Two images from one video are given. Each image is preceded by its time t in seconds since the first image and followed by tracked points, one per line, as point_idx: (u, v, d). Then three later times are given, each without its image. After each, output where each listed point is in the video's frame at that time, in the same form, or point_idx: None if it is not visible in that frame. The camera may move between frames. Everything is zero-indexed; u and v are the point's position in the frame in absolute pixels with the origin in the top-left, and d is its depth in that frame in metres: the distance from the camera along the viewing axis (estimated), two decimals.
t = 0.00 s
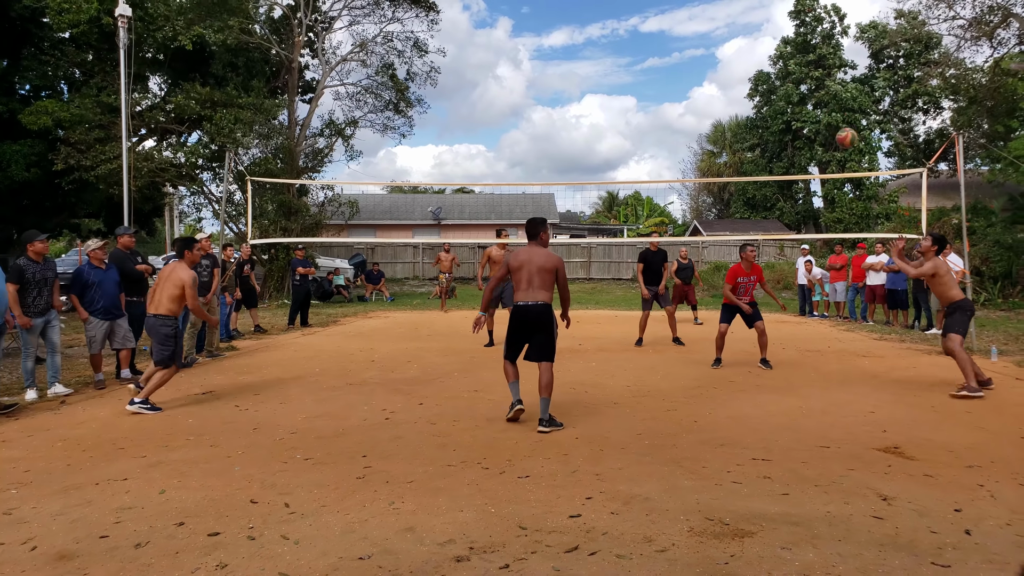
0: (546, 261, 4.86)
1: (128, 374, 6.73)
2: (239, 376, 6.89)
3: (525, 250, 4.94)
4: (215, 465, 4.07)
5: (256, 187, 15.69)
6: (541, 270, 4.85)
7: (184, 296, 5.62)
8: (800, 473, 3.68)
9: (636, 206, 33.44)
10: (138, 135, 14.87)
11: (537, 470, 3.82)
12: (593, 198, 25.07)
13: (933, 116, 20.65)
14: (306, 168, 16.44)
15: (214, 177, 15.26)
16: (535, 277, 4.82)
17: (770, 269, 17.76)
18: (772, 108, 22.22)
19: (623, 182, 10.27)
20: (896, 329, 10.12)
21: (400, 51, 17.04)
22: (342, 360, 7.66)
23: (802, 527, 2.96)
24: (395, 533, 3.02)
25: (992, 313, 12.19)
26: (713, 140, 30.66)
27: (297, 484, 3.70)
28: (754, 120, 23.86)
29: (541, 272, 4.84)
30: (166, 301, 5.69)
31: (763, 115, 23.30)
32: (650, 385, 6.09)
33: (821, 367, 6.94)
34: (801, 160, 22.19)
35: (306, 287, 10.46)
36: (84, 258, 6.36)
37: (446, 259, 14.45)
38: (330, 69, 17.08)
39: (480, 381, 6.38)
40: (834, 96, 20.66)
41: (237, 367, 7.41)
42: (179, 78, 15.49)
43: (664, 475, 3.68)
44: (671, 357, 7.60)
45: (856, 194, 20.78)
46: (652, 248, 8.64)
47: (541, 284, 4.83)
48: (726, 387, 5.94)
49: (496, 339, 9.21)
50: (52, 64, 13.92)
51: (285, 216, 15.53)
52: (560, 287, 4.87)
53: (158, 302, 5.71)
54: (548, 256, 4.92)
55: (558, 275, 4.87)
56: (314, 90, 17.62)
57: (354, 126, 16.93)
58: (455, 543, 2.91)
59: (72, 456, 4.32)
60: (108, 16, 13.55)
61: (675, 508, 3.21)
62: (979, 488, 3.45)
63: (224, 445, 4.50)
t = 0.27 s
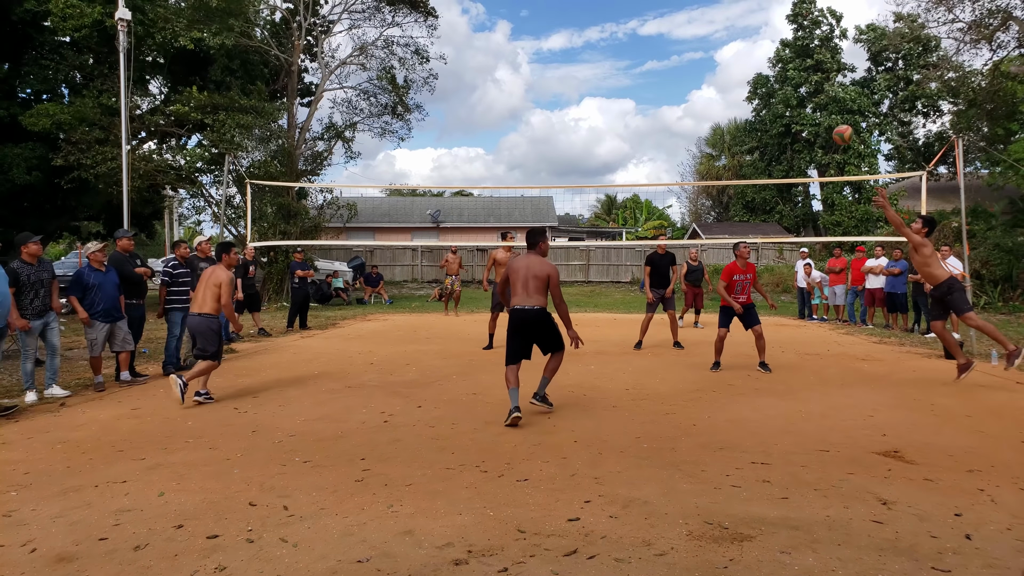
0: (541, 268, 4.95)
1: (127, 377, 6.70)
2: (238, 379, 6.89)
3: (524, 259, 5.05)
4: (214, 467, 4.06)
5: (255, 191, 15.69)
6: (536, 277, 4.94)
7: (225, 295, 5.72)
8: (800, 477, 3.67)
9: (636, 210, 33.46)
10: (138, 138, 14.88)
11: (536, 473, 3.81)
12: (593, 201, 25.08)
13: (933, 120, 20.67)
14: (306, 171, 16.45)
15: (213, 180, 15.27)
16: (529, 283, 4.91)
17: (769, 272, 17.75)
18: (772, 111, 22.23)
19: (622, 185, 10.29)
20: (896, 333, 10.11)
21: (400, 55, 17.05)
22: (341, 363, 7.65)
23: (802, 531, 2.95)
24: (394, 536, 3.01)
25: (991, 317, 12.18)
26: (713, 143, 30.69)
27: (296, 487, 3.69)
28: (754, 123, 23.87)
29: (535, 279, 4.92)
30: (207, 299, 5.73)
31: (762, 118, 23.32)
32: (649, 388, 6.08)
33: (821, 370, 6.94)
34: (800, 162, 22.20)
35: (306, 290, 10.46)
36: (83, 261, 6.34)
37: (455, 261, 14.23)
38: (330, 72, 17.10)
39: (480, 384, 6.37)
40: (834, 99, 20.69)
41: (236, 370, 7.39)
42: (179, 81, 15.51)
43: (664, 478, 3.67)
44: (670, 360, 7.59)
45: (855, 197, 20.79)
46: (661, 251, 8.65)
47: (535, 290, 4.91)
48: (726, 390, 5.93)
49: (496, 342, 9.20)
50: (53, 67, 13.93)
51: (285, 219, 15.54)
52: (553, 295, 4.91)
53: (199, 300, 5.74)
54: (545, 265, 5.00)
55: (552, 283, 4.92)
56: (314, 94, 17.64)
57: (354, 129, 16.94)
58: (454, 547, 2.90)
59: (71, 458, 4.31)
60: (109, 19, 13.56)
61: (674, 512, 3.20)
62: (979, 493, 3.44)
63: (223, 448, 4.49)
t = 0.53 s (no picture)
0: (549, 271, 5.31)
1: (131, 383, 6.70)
2: (242, 384, 6.89)
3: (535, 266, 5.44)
4: (218, 473, 4.07)
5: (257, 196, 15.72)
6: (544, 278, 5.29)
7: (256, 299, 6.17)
8: (805, 480, 3.66)
9: (638, 213, 33.46)
10: (141, 144, 14.94)
11: (540, 478, 3.80)
12: (595, 204, 25.08)
13: (935, 121, 20.63)
14: (308, 176, 16.50)
15: (216, 186, 15.32)
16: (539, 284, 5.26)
17: (772, 274, 17.72)
18: (773, 113, 22.22)
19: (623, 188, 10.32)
20: (899, 334, 10.07)
21: (401, 60, 17.11)
22: (345, 368, 7.65)
23: (807, 534, 2.94)
24: (399, 541, 3.01)
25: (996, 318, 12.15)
26: (714, 146, 30.69)
27: (300, 493, 3.69)
28: (755, 125, 23.85)
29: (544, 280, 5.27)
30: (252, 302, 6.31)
31: (764, 120, 23.30)
32: (653, 391, 6.07)
33: (825, 373, 6.92)
34: (802, 164, 22.17)
35: (308, 295, 10.48)
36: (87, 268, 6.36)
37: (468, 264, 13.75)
38: (331, 78, 17.15)
39: (483, 388, 6.36)
40: (836, 100, 20.68)
41: (239, 375, 7.40)
42: (182, 88, 15.58)
43: (668, 482, 3.66)
44: (674, 363, 7.58)
45: (858, 199, 20.76)
46: (662, 260, 8.66)
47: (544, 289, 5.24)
48: (730, 393, 5.92)
49: (499, 347, 9.19)
50: (56, 75, 14.00)
51: (288, 224, 15.58)
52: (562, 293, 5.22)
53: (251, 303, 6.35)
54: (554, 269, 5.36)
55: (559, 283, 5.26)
56: (316, 99, 17.70)
57: (356, 134, 16.99)
58: (458, 552, 2.89)
59: (77, 464, 4.32)
60: (114, 27, 13.64)
61: (679, 515, 3.19)
62: (985, 495, 3.43)
63: (227, 453, 4.49)
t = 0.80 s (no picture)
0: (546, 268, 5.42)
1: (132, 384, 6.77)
2: (246, 387, 6.91)
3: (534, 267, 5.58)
4: (223, 476, 4.08)
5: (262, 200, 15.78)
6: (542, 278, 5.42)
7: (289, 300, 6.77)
8: (810, 485, 3.65)
9: (643, 217, 33.44)
10: (147, 148, 15.03)
11: (544, 481, 3.80)
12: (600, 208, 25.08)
13: (941, 125, 20.58)
14: (313, 180, 16.56)
15: (221, 189, 15.40)
16: (539, 285, 5.40)
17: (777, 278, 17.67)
18: (778, 117, 22.19)
19: (627, 192, 10.30)
20: (905, 339, 10.03)
21: (407, 64, 17.18)
22: (349, 371, 7.66)
23: (812, 539, 2.93)
24: (403, 545, 3.01)
25: (1002, 323, 12.09)
26: (719, 150, 30.68)
27: (304, 496, 3.70)
28: (760, 129, 23.82)
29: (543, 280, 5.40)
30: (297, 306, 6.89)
31: (769, 124, 23.27)
32: (657, 395, 6.06)
33: (830, 377, 6.90)
34: (807, 168, 22.14)
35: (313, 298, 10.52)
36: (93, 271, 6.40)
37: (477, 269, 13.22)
38: (337, 82, 17.21)
39: (487, 392, 6.37)
40: (841, 104, 20.66)
41: (244, 378, 7.43)
42: (188, 92, 15.67)
43: (673, 486, 3.66)
44: (678, 367, 7.57)
45: (863, 203, 20.71)
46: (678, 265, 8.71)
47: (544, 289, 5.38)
48: (735, 398, 5.91)
49: (503, 350, 9.20)
50: (63, 79, 14.09)
51: (292, 228, 15.63)
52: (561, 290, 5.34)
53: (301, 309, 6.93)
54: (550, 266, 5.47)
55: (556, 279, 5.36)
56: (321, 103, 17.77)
57: (360, 138, 17.05)
58: (462, 555, 2.89)
59: (82, 467, 4.34)
60: (121, 32, 13.73)
61: (683, 520, 3.18)
62: (991, 500, 3.41)
63: (231, 456, 4.50)
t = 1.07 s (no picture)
0: (553, 263, 5.47)
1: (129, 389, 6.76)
2: (251, 389, 6.94)
3: (537, 259, 5.59)
4: (228, 478, 4.10)
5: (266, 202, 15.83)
6: (549, 272, 5.47)
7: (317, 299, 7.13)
8: (813, 486, 3.65)
9: (646, 218, 33.45)
10: (150, 150, 15.10)
11: (547, 483, 3.81)
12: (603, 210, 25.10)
13: (945, 126, 20.54)
14: (316, 182, 16.62)
15: (225, 191, 15.47)
16: (547, 280, 5.45)
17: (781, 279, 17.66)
18: (782, 118, 22.19)
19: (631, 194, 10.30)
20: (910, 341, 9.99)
21: (409, 65, 17.23)
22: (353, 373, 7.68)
23: (815, 540, 2.93)
24: (407, 546, 3.02)
25: (1007, 324, 12.06)
26: (722, 151, 30.68)
27: (309, 497, 3.71)
28: (764, 130, 23.80)
29: (550, 274, 5.46)
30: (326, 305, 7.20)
31: (772, 125, 23.25)
32: (661, 397, 6.07)
33: (834, 378, 6.89)
34: (810, 170, 22.13)
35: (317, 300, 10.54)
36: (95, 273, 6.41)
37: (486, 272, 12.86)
38: (339, 83, 17.27)
39: (491, 393, 6.38)
40: (845, 105, 20.66)
41: (248, 380, 7.45)
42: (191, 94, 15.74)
43: (676, 488, 3.66)
44: (682, 369, 7.57)
45: (866, 204, 20.71)
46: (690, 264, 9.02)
47: (553, 283, 5.44)
48: (738, 399, 5.91)
49: (507, 352, 9.20)
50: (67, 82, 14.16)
51: (296, 230, 15.68)
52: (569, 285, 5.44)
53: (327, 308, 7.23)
54: (555, 260, 5.53)
55: (565, 275, 5.45)
56: (324, 105, 17.83)
57: (363, 139, 17.10)
58: (466, 556, 2.90)
59: (87, 468, 4.36)
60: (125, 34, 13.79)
61: (686, 521, 3.19)
62: (995, 501, 3.41)
63: (236, 458, 4.52)
